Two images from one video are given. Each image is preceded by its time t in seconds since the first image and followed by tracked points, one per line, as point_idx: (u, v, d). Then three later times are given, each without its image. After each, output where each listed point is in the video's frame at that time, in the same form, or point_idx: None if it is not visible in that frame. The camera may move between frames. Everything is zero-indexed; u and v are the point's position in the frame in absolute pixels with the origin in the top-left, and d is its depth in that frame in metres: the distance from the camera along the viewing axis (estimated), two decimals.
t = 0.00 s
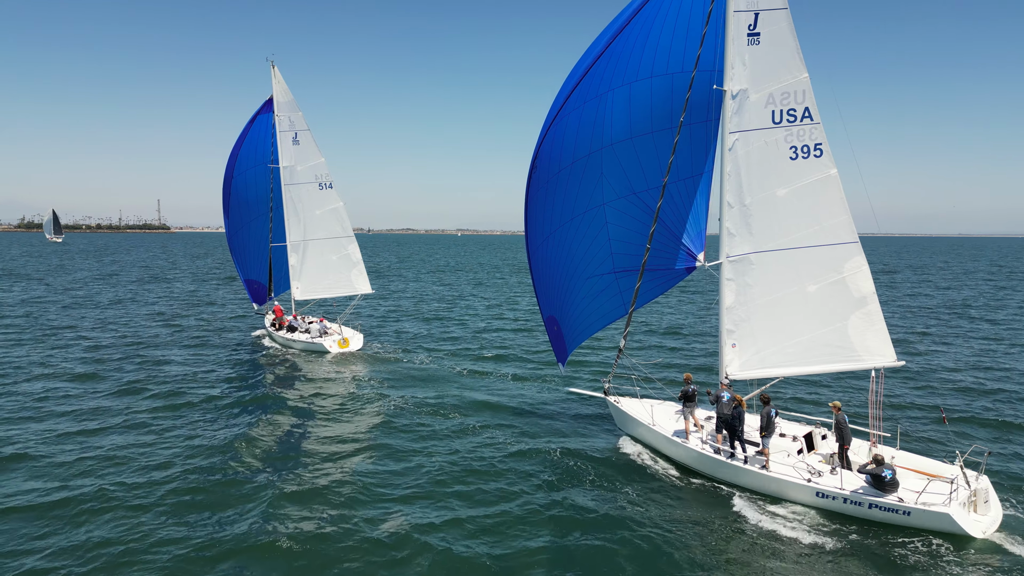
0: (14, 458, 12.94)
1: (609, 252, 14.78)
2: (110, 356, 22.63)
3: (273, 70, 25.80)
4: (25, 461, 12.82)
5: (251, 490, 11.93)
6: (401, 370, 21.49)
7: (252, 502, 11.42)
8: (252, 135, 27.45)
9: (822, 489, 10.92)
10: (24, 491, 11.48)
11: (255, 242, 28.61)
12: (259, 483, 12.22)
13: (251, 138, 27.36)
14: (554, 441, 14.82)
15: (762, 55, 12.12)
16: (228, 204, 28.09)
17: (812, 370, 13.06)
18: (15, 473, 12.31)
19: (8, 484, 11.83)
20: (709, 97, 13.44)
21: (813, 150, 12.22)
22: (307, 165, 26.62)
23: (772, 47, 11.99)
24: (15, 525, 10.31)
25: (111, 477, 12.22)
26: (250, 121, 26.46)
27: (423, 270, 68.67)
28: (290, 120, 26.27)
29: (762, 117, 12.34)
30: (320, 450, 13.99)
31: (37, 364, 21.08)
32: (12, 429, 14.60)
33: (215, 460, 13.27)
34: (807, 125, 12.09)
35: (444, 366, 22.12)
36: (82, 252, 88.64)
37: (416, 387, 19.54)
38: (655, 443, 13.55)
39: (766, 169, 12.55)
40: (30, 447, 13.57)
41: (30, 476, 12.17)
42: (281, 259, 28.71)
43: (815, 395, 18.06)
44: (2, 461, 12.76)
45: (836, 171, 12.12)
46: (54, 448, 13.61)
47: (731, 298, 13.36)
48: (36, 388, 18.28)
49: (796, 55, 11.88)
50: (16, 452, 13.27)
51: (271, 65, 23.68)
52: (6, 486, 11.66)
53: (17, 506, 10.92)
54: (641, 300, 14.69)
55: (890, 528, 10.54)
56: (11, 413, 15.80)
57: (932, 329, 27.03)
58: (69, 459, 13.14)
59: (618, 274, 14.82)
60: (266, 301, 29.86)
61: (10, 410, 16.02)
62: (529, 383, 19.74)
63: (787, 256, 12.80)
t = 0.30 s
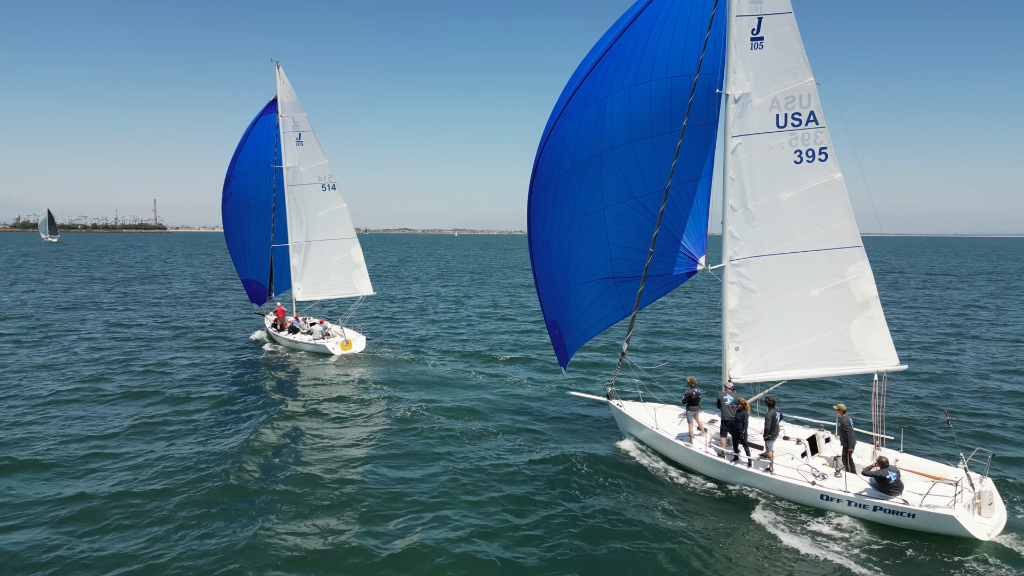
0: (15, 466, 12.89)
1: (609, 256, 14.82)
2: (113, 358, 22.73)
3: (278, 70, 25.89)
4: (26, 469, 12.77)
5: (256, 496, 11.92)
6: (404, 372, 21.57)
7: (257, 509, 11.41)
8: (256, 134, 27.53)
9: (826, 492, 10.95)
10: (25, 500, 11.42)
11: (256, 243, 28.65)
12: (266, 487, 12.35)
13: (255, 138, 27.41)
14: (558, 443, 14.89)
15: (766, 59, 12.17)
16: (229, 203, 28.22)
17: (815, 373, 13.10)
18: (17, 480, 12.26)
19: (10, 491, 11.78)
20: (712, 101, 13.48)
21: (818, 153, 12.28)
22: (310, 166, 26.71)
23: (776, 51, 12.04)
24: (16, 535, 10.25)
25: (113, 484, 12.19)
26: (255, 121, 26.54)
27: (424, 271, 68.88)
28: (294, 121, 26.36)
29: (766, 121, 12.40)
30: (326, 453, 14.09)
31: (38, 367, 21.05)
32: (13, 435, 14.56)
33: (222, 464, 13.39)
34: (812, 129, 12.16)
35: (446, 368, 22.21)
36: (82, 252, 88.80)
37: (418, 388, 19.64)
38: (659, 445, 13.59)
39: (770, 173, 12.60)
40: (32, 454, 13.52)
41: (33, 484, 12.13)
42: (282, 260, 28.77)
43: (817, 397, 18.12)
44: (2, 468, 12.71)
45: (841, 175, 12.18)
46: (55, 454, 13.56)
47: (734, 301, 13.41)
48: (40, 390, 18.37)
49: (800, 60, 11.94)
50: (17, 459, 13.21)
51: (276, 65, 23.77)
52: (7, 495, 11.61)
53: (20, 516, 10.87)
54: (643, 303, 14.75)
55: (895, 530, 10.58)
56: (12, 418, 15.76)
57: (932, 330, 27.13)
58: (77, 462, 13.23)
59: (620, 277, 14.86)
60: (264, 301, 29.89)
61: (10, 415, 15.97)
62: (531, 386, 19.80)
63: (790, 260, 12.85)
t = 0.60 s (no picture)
0: (18, 473, 12.85)
1: (611, 257, 14.85)
2: (118, 360, 22.81)
3: (283, 70, 25.99)
4: (28, 476, 12.73)
5: (261, 504, 11.91)
6: (407, 373, 21.63)
7: (263, 517, 11.41)
8: (259, 135, 27.56)
9: (832, 495, 10.98)
10: (28, 508, 11.39)
11: (258, 244, 28.67)
12: (273, 491, 12.43)
13: (258, 138, 27.52)
14: (561, 446, 14.96)
15: (770, 64, 12.22)
16: (230, 205, 28.37)
17: (820, 376, 13.13)
18: (23, 486, 12.30)
19: (14, 500, 11.76)
20: (718, 105, 13.48)
21: (823, 157, 12.29)
22: (313, 167, 26.79)
23: (781, 56, 12.08)
24: (19, 545, 10.20)
25: (117, 490, 12.16)
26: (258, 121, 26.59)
27: (426, 271, 68.99)
28: (297, 121, 26.44)
29: (771, 125, 12.44)
30: (331, 456, 14.17)
31: (41, 371, 21.05)
32: (17, 441, 14.54)
33: (228, 468, 13.48)
34: (817, 133, 12.17)
35: (449, 369, 22.28)
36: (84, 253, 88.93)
37: (421, 390, 19.70)
38: (663, 448, 13.63)
39: (775, 176, 12.64)
40: (37, 459, 13.57)
41: (38, 489, 12.17)
42: (283, 261, 28.81)
43: (819, 398, 18.17)
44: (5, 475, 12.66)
45: (846, 179, 12.21)
46: (58, 460, 13.54)
47: (740, 304, 13.44)
48: (46, 393, 18.45)
49: (805, 64, 11.97)
50: (20, 466, 13.17)
51: (280, 65, 23.89)
52: (11, 503, 11.58)
53: (27, 522, 10.91)
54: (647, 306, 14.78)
55: (900, 533, 10.61)
56: (16, 423, 15.80)
57: (934, 329, 27.19)
58: (84, 466, 13.33)
59: (624, 279, 14.89)
60: (263, 301, 29.93)
61: (13, 420, 15.94)
62: (534, 387, 19.88)
63: (795, 264, 12.88)
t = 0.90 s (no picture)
0: (18, 480, 12.73)
1: (615, 257, 14.85)
2: (119, 361, 22.80)
3: (285, 70, 25.97)
4: (28, 483, 12.61)
5: (265, 506, 11.84)
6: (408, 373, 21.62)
7: (269, 520, 11.36)
8: (261, 135, 27.57)
9: (839, 497, 10.97)
10: (30, 515, 11.30)
11: (258, 244, 28.62)
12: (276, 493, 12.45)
13: (260, 139, 27.53)
14: (565, 447, 14.95)
15: (778, 66, 12.20)
16: (230, 205, 28.32)
17: (824, 377, 13.12)
18: (27, 489, 12.31)
19: (16, 505, 11.69)
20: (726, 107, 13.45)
21: (827, 159, 12.30)
22: (315, 167, 26.80)
23: (786, 58, 12.09)
24: (21, 553, 10.11)
25: (118, 497, 12.06)
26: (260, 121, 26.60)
27: (426, 271, 69.02)
28: (299, 121, 26.45)
29: (777, 127, 12.43)
30: (334, 458, 14.18)
31: (41, 373, 20.94)
32: (18, 444, 14.51)
33: (232, 470, 13.48)
34: (821, 135, 12.18)
35: (451, 369, 22.28)
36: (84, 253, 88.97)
37: (423, 390, 19.70)
38: (668, 450, 13.62)
39: (781, 178, 12.63)
40: (40, 462, 13.57)
41: (42, 493, 12.18)
42: (283, 262, 28.71)
43: (822, 399, 18.17)
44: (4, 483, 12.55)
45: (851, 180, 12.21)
46: (60, 467, 13.44)
47: (746, 305, 13.42)
48: (47, 395, 18.44)
49: (810, 67, 11.98)
50: (20, 473, 13.06)
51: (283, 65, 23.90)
52: (12, 509, 11.49)
53: (31, 526, 10.92)
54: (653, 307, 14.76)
55: (907, 536, 10.61)
56: (19, 425, 15.80)
57: (935, 329, 27.22)
58: (87, 469, 13.32)
59: (630, 280, 14.88)
60: (263, 302, 29.90)
61: (13, 425, 15.84)
62: (536, 388, 19.88)
63: (801, 265, 12.87)
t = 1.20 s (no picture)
0: (14, 474, 12.56)
1: (620, 257, 14.83)
2: (119, 362, 22.70)
3: (285, 70, 25.98)
4: (25, 477, 12.44)
5: (269, 503, 11.78)
6: (410, 373, 21.58)
7: (273, 516, 11.31)
8: (262, 136, 27.54)
9: (846, 498, 10.96)
10: (26, 509, 11.14)
11: (258, 245, 28.54)
12: (281, 488, 12.41)
13: (261, 139, 27.51)
14: (569, 446, 14.91)
15: (786, 66, 12.19)
16: (230, 206, 28.21)
17: (830, 378, 13.10)
18: (29, 482, 12.24)
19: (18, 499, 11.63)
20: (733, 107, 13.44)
21: (832, 160, 12.30)
22: (315, 167, 26.80)
23: (794, 58, 12.08)
24: (18, 548, 9.95)
25: (121, 492, 11.96)
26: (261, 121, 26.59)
27: (426, 272, 69.04)
28: (300, 121, 26.44)
29: (784, 128, 12.43)
30: (337, 455, 14.13)
31: (39, 373, 20.80)
32: (20, 440, 14.44)
33: (235, 465, 13.44)
34: (827, 136, 12.17)
35: (452, 369, 22.23)
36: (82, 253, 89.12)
37: (425, 389, 19.65)
38: (674, 450, 13.60)
39: (787, 178, 12.63)
40: (41, 457, 13.50)
41: (44, 487, 12.10)
42: (283, 263, 28.68)
43: (825, 400, 18.14)
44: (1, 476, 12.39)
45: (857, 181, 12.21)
46: (56, 462, 13.28)
47: (752, 306, 13.41)
48: (48, 393, 18.36)
49: (818, 68, 11.97)
50: (16, 468, 12.89)
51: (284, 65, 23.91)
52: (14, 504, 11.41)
53: (33, 519, 10.86)
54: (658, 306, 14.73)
55: (914, 537, 10.60)
56: (21, 422, 15.73)
57: (937, 330, 27.21)
58: (89, 464, 13.25)
59: (635, 279, 14.85)
60: (262, 303, 29.78)
61: (10, 422, 15.68)
62: (538, 388, 19.85)
63: (808, 266, 12.86)
